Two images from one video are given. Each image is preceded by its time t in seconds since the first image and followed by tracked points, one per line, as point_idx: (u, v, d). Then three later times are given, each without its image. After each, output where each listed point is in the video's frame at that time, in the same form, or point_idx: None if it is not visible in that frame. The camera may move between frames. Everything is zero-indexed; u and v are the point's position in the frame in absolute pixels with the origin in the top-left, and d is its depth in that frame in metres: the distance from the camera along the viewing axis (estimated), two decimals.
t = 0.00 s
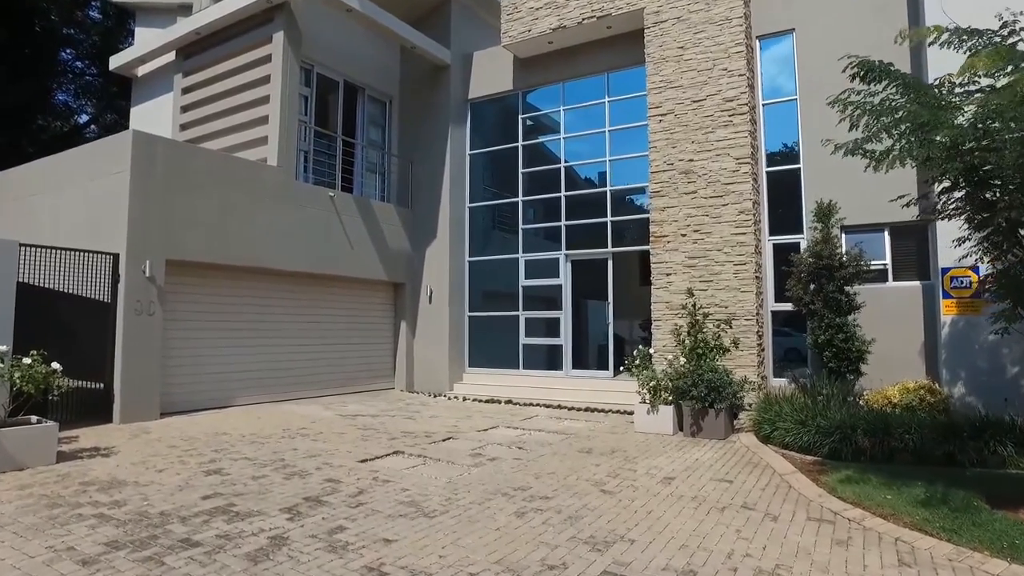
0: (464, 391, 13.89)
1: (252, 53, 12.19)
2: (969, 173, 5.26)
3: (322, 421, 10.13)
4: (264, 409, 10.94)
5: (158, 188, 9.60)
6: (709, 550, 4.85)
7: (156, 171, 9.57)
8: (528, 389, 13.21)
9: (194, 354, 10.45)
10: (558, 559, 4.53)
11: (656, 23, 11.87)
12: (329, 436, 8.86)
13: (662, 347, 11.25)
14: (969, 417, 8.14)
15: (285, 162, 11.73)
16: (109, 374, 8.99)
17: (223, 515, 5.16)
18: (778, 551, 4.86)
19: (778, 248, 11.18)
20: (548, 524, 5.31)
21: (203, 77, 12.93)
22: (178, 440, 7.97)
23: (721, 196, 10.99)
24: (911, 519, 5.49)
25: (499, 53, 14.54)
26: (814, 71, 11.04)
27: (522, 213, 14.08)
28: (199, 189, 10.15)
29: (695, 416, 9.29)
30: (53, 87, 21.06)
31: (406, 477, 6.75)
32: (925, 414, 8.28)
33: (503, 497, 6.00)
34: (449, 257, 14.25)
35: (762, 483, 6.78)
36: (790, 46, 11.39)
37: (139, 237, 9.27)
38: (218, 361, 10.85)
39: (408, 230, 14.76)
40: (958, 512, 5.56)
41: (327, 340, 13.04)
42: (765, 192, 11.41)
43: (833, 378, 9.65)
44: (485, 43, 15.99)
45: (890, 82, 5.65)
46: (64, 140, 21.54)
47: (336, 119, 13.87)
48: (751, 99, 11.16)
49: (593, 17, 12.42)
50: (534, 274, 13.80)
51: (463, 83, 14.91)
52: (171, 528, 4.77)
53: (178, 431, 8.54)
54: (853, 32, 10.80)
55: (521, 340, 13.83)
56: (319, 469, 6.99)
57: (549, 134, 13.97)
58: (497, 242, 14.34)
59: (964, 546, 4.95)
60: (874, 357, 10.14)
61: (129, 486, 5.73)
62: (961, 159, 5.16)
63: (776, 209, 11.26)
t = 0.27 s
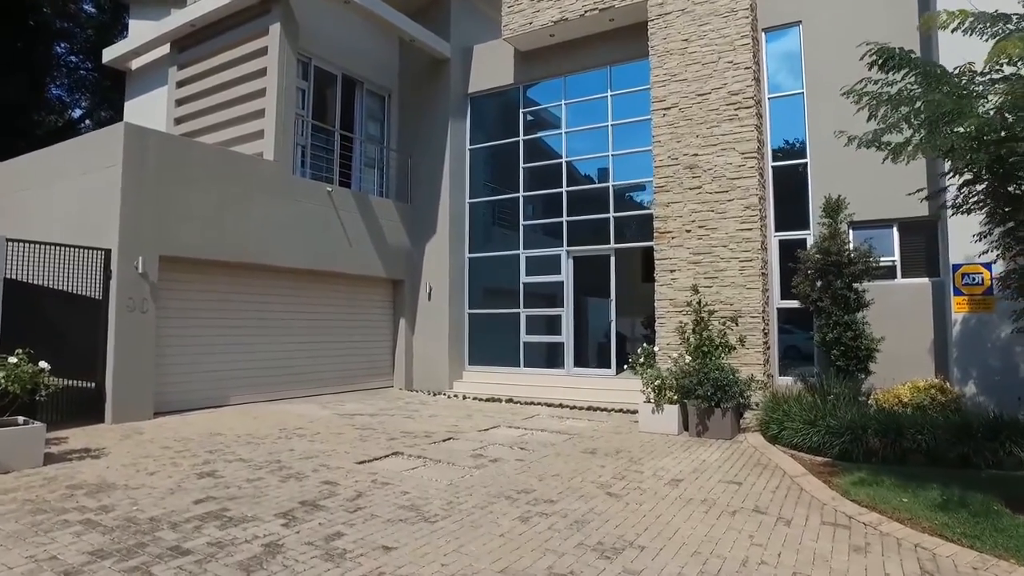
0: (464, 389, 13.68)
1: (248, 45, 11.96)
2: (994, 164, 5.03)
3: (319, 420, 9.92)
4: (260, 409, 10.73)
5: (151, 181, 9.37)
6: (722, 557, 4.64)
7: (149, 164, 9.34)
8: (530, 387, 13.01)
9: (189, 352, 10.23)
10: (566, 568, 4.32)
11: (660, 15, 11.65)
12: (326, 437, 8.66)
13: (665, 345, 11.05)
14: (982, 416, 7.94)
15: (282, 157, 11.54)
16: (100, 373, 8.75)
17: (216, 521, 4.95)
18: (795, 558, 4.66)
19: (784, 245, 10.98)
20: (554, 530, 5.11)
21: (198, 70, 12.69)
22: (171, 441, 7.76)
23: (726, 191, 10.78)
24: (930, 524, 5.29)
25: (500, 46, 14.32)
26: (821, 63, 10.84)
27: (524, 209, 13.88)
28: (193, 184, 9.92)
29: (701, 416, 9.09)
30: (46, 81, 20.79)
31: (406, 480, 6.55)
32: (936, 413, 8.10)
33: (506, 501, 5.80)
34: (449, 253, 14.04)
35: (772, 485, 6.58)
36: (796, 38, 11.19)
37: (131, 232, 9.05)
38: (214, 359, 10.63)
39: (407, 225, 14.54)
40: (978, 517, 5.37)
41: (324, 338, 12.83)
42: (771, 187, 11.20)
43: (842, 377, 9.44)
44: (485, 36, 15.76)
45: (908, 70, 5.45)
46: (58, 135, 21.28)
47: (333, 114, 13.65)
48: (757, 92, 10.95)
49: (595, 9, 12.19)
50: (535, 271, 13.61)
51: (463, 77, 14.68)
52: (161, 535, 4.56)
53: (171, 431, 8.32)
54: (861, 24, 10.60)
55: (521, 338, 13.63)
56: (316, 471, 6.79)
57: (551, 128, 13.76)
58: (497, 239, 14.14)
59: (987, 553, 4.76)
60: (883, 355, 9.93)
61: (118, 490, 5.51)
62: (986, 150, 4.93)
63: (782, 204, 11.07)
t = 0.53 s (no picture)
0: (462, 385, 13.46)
1: (241, 33, 11.68)
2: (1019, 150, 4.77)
3: (313, 417, 9.69)
4: (253, 405, 10.49)
5: (140, 172, 9.11)
6: (734, 562, 4.43)
7: (138, 154, 9.08)
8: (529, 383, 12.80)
9: (179, 348, 9.98)
10: None
11: (662, 3, 11.40)
12: (320, 434, 8.43)
13: (668, 340, 10.84)
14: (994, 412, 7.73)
15: (275, 148, 11.29)
16: (87, 369, 8.48)
17: (202, 524, 4.72)
18: (809, 563, 4.44)
19: (789, 238, 10.77)
20: (556, 533, 4.89)
21: (189, 59, 12.39)
22: (160, 439, 7.52)
23: (730, 183, 10.55)
24: (948, 527, 5.06)
25: (498, 36, 14.06)
26: (827, 53, 10.62)
27: (523, 201, 13.62)
28: (183, 174, 9.66)
29: (705, 412, 8.88)
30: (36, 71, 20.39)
31: (402, 480, 6.33)
32: (946, 410, 7.89)
33: (506, 502, 5.58)
34: (446, 247, 13.79)
35: (781, 485, 6.37)
36: (802, 27, 10.95)
37: (119, 223, 8.79)
38: (205, 354, 10.39)
39: (403, 218, 14.28)
40: (999, 519, 5.14)
41: (319, 333, 12.58)
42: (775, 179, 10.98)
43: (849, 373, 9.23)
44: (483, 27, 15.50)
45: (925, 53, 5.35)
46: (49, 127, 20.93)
47: (328, 104, 13.39)
48: (761, 82, 10.71)
49: None
50: (535, 265, 13.37)
51: (461, 68, 14.43)
52: (143, 540, 4.33)
53: (161, 429, 8.08)
54: (868, 12, 10.38)
55: (520, 333, 13.41)
56: (309, 471, 6.56)
57: (551, 120, 13.51)
58: (495, 232, 13.89)
59: (1012, 559, 4.52)
60: (890, 350, 9.72)
61: (100, 492, 5.27)
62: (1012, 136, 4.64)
63: (786, 197, 10.86)
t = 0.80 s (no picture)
0: (458, 383, 13.21)
1: (231, 23, 11.37)
2: None
3: (306, 417, 9.44)
4: (243, 405, 10.21)
5: (126, 164, 8.83)
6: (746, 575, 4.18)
7: (124, 146, 8.79)
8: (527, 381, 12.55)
9: (167, 346, 9.71)
10: None
11: None
12: (313, 436, 8.16)
13: (669, 337, 10.59)
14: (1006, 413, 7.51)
15: (267, 141, 11.01)
16: (71, 369, 8.20)
17: (182, 534, 4.45)
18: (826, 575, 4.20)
19: (793, 233, 10.52)
20: (557, 543, 4.64)
21: (178, 49, 12.08)
22: (145, 441, 7.25)
23: (734, 177, 10.30)
24: (969, 536, 4.81)
25: (496, 27, 13.77)
26: (834, 44, 10.36)
27: (521, 196, 13.36)
28: (171, 167, 9.38)
29: (709, 413, 8.64)
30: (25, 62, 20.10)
31: (396, 484, 6.08)
32: (957, 410, 7.67)
33: (504, 509, 5.33)
34: (443, 242, 13.51)
35: (789, 489, 6.14)
36: (807, 17, 10.70)
37: (104, 217, 8.51)
38: (194, 351, 10.12)
39: (399, 214, 14.00)
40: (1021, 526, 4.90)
41: (313, 330, 12.31)
42: (779, 173, 10.73)
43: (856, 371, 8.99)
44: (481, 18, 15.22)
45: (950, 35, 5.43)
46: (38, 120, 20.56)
47: (322, 97, 13.10)
48: (766, 73, 10.45)
49: None
50: (533, 261, 13.11)
51: (458, 60, 14.15)
52: (117, 553, 4.06)
53: (147, 430, 7.81)
54: (876, 2, 10.14)
55: (518, 330, 13.15)
56: (299, 475, 6.30)
57: (550, 113, 13.26)
58: (492, 228, 13.62)
59: None
60: (898, 348, 9.49)
61: (77, 499, 5.00)
62: None
63: (791, 191, 10.61)
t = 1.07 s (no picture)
0: (456, 381, 12.97)
1: (223, 11, 11.08)
2: None
3: (299, 417, 9.19)
4: (235, 404, 9.96)
5: (112, 155, 8.56)
6: None
7: (110, 136, 8.53)
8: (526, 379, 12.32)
9: (157, 343, 9.46)
10: None
11: None
12: (306, 436, 7.91)
13: (672, 334, 10.36)
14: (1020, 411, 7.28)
15: (260, 133, 10.75)
16: (56, 367, 7.93)
17: (163, 543, 4.21)
18: None
19: (799, 228, 10.29)
20: (560, 551, 4.40)
21: (169, 39, 11.79)
22: (131, 442, 6.99)
23: (738, 169, 10.05)
24: (992, 544, 4.57)
25: (495, 18, 13.50)
26: (841, 33, 10.12)
27: (520, 189, 13.10)
28: (159, 159, 9.12)
29: (714, 412, 8.41)
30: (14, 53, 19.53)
31: (391, 488, 5.85)
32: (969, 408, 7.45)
33: (503, 515, 5.09)
34: (440, 237, 13.24)
35: (800, 491, 5.91)
36: (814, 6, 10.45)
37: (90, 210, 8.25)
38: (184, 348, 9.86)
39: (396, 208, 13.73)
40: None
41: (307, 327, 12.05)
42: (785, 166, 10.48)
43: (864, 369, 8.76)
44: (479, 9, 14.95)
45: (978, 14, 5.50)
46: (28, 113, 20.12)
47: (317, 88, 12.83)
48: (771, 64, 10.19)
49: None
50: (532, 256, 12.86)
51: (456, 51, 13.89)
52: (93, 564, 3.82)
53: (134, 430, 7.55)
54: None
55: (517, 327, 12.91)
56: (290, 478, 6.06)
57: (550, 105, 13.00)
58: (491, 223, 13.37)
59: None
60: (906, 345, 9.26)
61: (54, 505, 4.76)
62: None
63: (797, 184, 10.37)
